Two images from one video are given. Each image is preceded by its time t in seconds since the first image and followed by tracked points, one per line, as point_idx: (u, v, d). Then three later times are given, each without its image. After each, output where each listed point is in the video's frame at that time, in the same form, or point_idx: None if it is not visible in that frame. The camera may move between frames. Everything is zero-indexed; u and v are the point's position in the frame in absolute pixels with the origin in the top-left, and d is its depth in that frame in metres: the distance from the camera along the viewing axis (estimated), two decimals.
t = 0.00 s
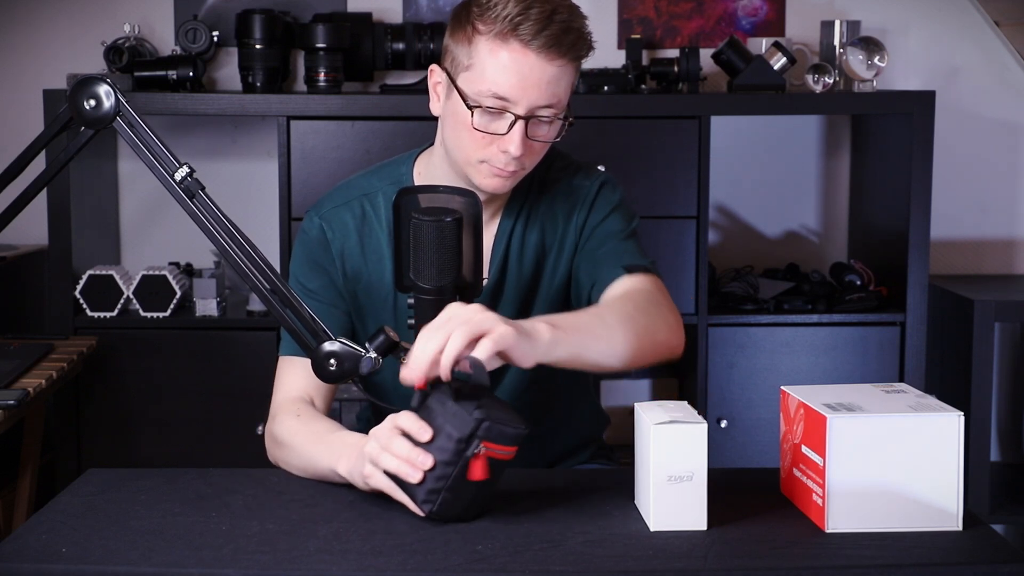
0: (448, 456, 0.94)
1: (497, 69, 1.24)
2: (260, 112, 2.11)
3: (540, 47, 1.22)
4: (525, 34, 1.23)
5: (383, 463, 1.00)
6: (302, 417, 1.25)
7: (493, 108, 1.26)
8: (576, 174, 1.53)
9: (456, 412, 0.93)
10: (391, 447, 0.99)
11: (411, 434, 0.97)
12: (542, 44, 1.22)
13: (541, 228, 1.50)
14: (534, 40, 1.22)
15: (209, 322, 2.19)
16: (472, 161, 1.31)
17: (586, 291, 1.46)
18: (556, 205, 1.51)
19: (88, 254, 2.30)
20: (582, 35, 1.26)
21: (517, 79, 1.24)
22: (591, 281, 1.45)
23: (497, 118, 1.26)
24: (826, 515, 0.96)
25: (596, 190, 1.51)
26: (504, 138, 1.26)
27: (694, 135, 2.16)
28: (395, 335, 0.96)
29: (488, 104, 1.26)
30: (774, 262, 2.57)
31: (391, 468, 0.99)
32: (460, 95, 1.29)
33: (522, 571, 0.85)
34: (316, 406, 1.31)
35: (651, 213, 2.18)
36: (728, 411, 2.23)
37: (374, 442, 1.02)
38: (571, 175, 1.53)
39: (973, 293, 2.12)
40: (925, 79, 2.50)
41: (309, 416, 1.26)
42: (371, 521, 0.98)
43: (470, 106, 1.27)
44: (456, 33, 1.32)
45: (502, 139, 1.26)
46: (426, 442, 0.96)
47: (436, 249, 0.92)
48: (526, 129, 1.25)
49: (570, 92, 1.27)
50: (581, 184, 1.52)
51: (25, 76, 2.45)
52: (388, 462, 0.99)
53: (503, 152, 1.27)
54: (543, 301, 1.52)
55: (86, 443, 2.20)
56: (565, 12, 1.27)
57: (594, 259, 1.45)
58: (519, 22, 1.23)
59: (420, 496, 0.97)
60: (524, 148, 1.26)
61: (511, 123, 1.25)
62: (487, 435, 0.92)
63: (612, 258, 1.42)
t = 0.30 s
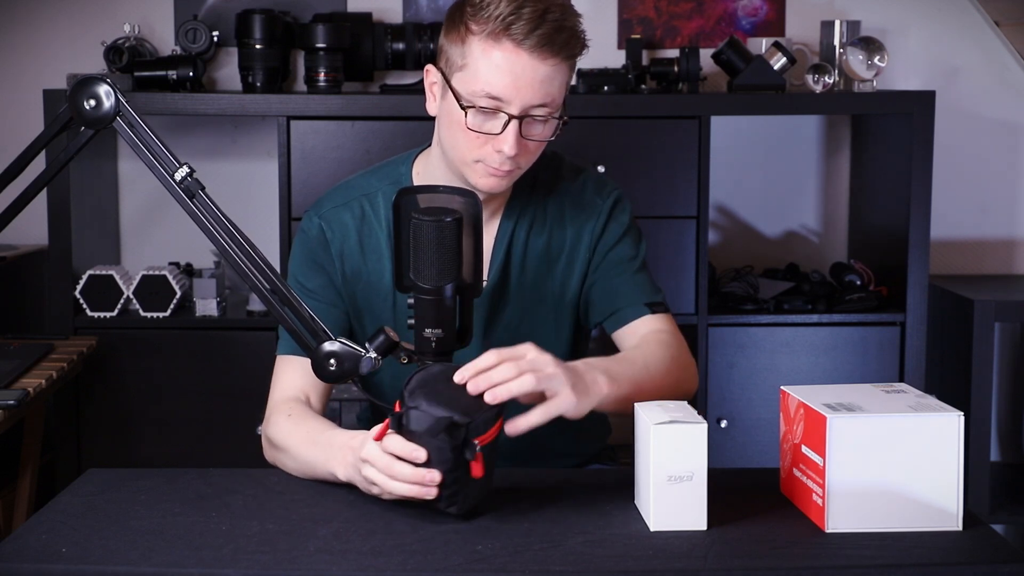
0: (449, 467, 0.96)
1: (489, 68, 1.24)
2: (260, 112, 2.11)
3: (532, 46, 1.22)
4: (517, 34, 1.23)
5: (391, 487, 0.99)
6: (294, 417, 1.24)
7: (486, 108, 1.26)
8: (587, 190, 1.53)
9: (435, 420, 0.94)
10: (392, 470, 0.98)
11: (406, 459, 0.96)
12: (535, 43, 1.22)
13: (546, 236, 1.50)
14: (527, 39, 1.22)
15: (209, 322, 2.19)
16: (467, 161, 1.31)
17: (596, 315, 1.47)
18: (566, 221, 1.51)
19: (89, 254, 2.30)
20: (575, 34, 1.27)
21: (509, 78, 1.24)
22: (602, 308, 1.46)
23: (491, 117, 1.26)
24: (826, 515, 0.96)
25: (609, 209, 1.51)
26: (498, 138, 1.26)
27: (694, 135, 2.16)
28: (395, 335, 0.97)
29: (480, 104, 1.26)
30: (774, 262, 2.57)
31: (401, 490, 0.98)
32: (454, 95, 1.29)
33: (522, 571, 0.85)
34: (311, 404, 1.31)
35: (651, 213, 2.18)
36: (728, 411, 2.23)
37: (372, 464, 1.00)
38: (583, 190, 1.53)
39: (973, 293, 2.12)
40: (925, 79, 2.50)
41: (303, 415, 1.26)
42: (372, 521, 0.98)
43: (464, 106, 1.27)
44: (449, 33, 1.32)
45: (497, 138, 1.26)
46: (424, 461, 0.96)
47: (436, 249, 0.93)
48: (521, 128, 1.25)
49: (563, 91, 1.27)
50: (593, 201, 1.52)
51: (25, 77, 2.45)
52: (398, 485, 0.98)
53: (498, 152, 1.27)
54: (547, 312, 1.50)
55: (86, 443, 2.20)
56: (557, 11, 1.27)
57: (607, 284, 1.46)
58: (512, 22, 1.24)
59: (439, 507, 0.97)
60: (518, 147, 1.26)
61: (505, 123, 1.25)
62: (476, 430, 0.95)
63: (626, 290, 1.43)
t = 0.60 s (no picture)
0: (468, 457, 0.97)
1: (500, 71, 1.24)
2: (260, 112, 2.11)
3: (543, 50, 1.22)
4: (529, 38, 1.23)
5: (406, 482, 0.99)
6: (295, 417, 1.24)
7: (496, 111, 1.26)
8: (586, 185, 1.53)
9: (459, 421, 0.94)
10: (410, 464, 0.98)
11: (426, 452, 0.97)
12: (545, 48, 1.22)
13: (547, 233, 1.50)
14: (538, 43, 1.22)
15: (209, 322, 2.19)
16: (475, 162, 1.31)
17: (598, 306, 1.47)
18: (566, 216, 1.51)
19: (89, 254, 2.30)
20: (586, 38, 1.26)
21: (520, 82, 1.23)
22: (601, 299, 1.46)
23: (500, 120, 1.26)
24: (826, 515, 0.96)
25: (608, 203, 1.52)
26: (507, 140, 1.26)
27: (695, 136, 2.16)
28: (395, 335, 0.96)
29: (491, 106, 1.26)
30: (774, 262, 2.57)
31: (416, 485, 0.98)
32: (463, 96, 1.29)
33: (522, 572, 0.85)
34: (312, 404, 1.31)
35: (651, 213, 2.18)
36: (728, 411, 2.23)
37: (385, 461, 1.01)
38: (582, 185, 1.53)
39: (973, 294, 2.12)
40: (925, 79, 2.50)
41: (304, 415, 1.25)
42: (372, 520, 0.98)
43: (473, 108, 1.27)
44: (460, 34, 1.31)
45: (505, 141, 1.26)
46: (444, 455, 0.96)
47: (437, 251, 0.93)
48: (529, 131, 1.25)
49: (573, 95, 1.27)
50: (592, 196, 1.52)
51: (25, 77, 2.45)
52: (413, 481, 0.98)
53: (506, 154, 1.27)
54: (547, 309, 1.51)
55: (86, 443, 2.20)
56: (569, 16, 1.27)
57: (606, 275, 1.46)
58: (523, 26, 1.23)
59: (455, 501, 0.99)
60: (526, 150, 1.26)
61: (514, 125, 1.25)
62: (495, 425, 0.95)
63: (626, 277, 1.43)
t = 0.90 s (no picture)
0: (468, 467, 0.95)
1: (504, 71, 1.24)
2: (260, 112, 2.11)
3: (548, 50, 1.22)
4: (533, 38, 1.23)
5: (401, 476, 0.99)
6: (298, 416, 1.24)
7: (500, 110, 1.26)
8: (585, 186, 1.53)
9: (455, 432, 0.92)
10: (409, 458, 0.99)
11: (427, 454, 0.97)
12: (549, 47, 1.22)
13: (546, 233, 1.50)
14: (541, 42, 1.22)
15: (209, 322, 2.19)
16: (478, 162, 1.31)
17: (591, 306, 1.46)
18: (563, 216, 1.50)
19: (89, 254, 2.30)
20: (589, 38, 1.26)
21: (524, 81, 1.23)
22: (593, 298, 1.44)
23: (505, 120, 1.26)
24: (826, 515, 0.96)
25: (607, 204, 1.51)
26: (511, 140, 1.26)
27: (695, 136, 2.16)
28: (395, 335, 0.96)
29: (494, 106, 1.26)
30: (774, 262, 2.57)
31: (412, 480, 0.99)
32: (467, 96, 1.29)
33: (522, 571, 0.85)
34: (312, 404, 1.31)
35: (651, 213, 2.18)
36: (728, 411, 2.23)
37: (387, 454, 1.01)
38: (581, 186, 1.53)
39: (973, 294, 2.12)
40: (925, 79, 2.50)
41: (306, 415, 1.25)
42: (371, 521, 0.98)
43: (477, 108, 1.27)
44: (464, 34, 1.31)
45: (509, 140, 1.26)
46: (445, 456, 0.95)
47: (437, 250, 0.92)
48: (533, 131, 1.25)
49: (576, 95, 1.27)
50: (590, 196, 1.52)
51: (25, 77, 2.45)
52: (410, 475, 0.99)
53: (509, 154, 1.27)
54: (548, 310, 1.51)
55: (86, 443, 2.20)
56: (573, 16, 1.27)
57: (600, 274, 1.45)
58: (528, 25, 1.24)
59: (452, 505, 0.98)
60: (530, 150, 1.26)
61: (517, 125, 1.25)
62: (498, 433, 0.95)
63: (619, 275, 1.42)
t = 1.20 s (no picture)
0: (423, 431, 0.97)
1: (495, 63, 1.25)
2: (260, 112, 2.11)
3: (538, 40, 1.22)
4: (523, 29, 1.23)
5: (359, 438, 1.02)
6: (300, 417, 1.25)
7: (493, 103, 1.26)
8: (588, 188, 1.53)
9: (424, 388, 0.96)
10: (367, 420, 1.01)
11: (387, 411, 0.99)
12: (540, 38, 1.22)
13: (548, 234, 1.50)
14: (532, 33, 1.22)
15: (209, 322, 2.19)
16: (473, 156, 1.31)
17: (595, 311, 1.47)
18: (565, 219, 1.50)
19: (88, 254, 2.30)
20: (580, 29, 1.27)
21: (516, 73, 1.24)
22: (598, 303, 1.45)
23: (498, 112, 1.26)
24: (826, 515, 0.96)
25: (609, 207, 1.51)
26: (505, 132, 1.26)
27: (695, 136, 2.16)
28: (395, 335, 0.94)
29: (487, 98, 1.26)
30: (774, 262, 2.57)
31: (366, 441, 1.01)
32: (460, 90, 1.29)
33: (522, 571, 0.85)
34: (315, 406, 1.31)
35: (651, 213, 2.19)
36: (728, 411, 2.23)
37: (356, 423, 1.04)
38: (583, 188, 1.53)
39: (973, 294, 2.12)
40: (925, 79, 2.50)
41: (308, 416, 1.25)
42: (371, 521, 0.98)
43: (470, 101, 1.27)
44: (456, 29, 1.32)
45: (502, 133, 1.26)
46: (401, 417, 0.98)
47: (436, 251, 0.92)
48: (527, 123, 1.25)
49: (569, 85, 1.27)
50: (593, 198, 1.52)
51: (25, 78, 2.45)
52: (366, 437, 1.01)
53: (504, 147, 1.27)
54: (547, 311, 1.51)
55: (86, 443, 2.20)
56: (563, 7, 1.27)
57: (604, 280, 1.46)
58: (517, 17, 1.24)
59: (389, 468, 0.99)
60: (524, 143, 1.26)
61: (511, 118, 1.25)
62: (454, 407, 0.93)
63: (625, 284, 1.42)
